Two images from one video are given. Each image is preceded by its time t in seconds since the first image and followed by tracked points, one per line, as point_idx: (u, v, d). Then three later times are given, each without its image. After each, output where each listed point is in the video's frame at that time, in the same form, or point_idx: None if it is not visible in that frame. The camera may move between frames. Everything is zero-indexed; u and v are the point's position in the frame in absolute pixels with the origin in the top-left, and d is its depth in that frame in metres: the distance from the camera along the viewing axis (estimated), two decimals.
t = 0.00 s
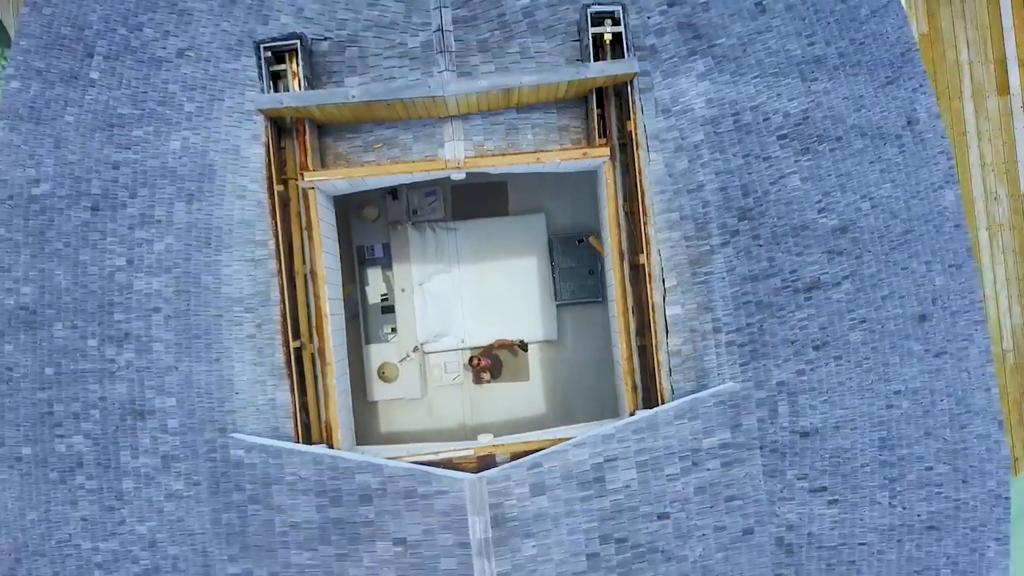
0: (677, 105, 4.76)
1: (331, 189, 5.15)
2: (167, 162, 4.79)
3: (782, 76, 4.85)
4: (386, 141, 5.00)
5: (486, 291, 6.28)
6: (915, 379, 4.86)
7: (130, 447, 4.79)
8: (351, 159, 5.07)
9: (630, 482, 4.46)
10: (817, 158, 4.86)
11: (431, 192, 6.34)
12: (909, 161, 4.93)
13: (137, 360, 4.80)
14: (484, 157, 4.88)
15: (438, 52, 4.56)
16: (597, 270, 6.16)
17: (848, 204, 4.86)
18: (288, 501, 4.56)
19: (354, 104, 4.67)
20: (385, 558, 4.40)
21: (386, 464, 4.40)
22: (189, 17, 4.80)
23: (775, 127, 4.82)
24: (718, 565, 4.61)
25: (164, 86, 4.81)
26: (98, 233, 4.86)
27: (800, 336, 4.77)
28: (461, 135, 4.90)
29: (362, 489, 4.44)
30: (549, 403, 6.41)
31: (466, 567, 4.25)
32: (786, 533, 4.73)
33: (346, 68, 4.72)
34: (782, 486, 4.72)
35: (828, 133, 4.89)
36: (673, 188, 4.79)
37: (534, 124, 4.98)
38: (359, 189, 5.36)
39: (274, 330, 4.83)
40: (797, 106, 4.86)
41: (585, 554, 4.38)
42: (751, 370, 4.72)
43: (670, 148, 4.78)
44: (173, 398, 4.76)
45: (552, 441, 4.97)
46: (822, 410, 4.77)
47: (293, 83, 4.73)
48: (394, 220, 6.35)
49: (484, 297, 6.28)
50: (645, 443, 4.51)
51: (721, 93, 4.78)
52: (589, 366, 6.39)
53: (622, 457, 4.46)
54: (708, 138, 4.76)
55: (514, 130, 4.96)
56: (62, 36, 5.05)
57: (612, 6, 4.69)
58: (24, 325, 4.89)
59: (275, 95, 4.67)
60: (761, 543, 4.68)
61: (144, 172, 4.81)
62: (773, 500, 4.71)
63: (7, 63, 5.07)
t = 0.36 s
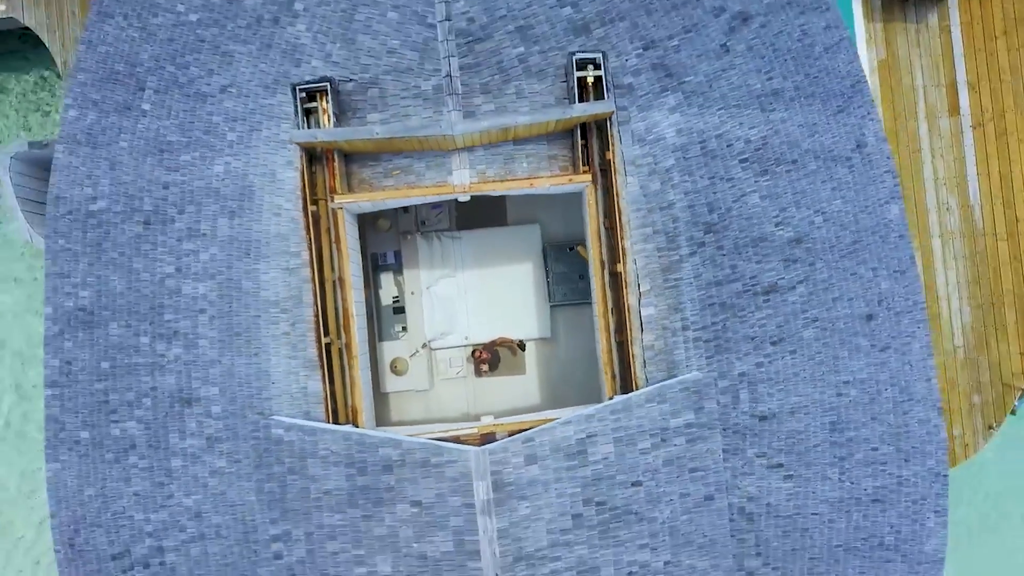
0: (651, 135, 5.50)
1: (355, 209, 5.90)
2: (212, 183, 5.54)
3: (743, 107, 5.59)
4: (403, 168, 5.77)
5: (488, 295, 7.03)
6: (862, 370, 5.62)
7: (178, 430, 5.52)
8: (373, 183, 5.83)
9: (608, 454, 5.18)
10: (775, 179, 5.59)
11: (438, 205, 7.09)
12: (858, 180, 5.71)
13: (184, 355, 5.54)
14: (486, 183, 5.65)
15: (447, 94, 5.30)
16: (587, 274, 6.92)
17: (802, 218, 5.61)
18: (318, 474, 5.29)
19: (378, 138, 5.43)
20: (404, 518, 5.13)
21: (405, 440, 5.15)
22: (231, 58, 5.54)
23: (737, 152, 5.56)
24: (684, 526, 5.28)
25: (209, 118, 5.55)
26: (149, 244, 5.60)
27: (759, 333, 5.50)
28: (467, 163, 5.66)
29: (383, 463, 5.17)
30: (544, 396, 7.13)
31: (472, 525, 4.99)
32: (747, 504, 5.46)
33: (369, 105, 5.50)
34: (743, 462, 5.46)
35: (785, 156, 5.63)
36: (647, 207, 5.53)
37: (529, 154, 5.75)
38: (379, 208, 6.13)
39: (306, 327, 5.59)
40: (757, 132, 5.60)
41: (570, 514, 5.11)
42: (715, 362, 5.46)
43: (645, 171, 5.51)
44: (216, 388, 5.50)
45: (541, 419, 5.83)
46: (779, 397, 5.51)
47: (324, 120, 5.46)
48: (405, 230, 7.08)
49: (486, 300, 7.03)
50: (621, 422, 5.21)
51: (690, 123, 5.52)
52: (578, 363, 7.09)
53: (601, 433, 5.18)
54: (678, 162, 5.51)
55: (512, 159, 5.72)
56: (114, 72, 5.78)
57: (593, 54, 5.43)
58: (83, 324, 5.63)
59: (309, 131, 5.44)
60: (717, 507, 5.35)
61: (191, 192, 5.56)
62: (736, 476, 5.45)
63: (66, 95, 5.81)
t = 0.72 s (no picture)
0: (632, 156, 6.19)
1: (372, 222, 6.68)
2: (243, 198, 6.23)
3: (716, 130, 6.26)
4: (414, 187, 6.51)
5: (489, 298, 7.75)
6: (824, 363, 6.30)
7: (212, 418, 6.19)
8: (387, 199, 6.58)
9: (593, 437, 5.85)
10: (745, 193, 6.26)
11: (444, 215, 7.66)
12: (820, 194, 6.37)
13: (217, 351, 6.21)
14: (487, 201, 6.41)
15: (452, 123, 5.98)
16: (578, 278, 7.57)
17: (769, 229, 6.27)
18: (337, 455, 5.96)
19: (394, 162, 6.19)
20: (416, 491, 5.80)
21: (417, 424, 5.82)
22: (259, 87, 6.22)
23: (710, 170, 6.23)
24: (660, 500, 5.96)
25: (240, 140, 6.24)
26: (186, 252, 6.26)
27: (731, 332, 6.17)
28: (470, 184, 6.40)
29: (397, 445, 5.84)
30: (540, 390, 7.78)
31: (475, 497, 5.66)
32: (719, 483, 6.13)
33: (384, 132, 6.21)
34: (716, 446, 6.12)
35: (754, 173, 6.29)
36: (629, 220, 6.23)
37: (525, 174, 6.48)
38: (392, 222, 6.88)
39: (328, 326, 6.33)
40: (729, 152, 6.27)
41: (561, 488, 5.78)
42: (690, 357, 6.13)
43: (626, 188, 6.22)
44: (246, 381, 6.16)
45: (534, 405, 6.65)
46: (748, 388, 6.17)
47: (344, 145, 6.21)
48: (412, 237, 7.65)
49: (487, 303, 7.76)
50: (604, 408, 5.89)
51: (668, 145, 6.19)
52: (571, 359, 7.75)
53: (587, 417, 5.85)
54: (657, 180, 6.19)
55: (509, 179, 6.46)
56: (151, 97, 6.44)
57: (580, 87, 6.13)
58: (124, 324, 6.30)
59: (326, 155, 6.21)
60: (690, 483, 6.03)
61: (224, 206, 6.24)
62: (709, 458, 6.11)
63: (109, 117, 6.47)
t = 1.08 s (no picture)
0: (615, 175, 6.95)
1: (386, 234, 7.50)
2: (269, 212, 6.98)
3: (691, 151, 7.00)
4: (423, 203, 7.30)
5: (488, 300, 8.54)
6: (790, 359, 7.05)
7: (242, 408, 6.93)
8: (399, 214, 7.37)
9: (580, 423, 6.60)
10: (718, 207, 7.00)
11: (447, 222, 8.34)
12: (787, 206, 7.12)
13: (247, 348, 6.95)
14: (488, 216, 7.23)
15: (457, 147, 6.76)
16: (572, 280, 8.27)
17: (740, 238, 7.01)
18: (355, 438, 6.70)
19: (406, 182, 6.95)
20: (427, 469, 6.53)
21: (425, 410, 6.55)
22: (285, 112, 7.01)
23: (687, 186, 6.96)
24: (640, 477, 6.70)
25: (268, 160, 7.00)
26: (218, 260, 6.99)
27: (705, 331, 6.91)
28: (473, 201, 7.23)
29: (409, 430, 6.56)
30: (537, 383, 8.50)
31: (477, 474, 6.40)
32: (695, 465, 6.87)
33: (397, 155, 6.93)
34: (691, 432, 6.87)
35: (726, 189, 7.03)
36: (613, 232, 6.98)
37: (521, 192, 7.28)
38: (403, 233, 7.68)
39: (348, 326, 7.06)
40: (703, 169, 7.00)
41: (552, 466, 6.52)
42: (668, 352, 6.87)
43: (611, 204, 6.97)
44: (272, 374, 6.91)
45: (529, 395, 7.50)
46: (721, 380, 6.92)
47: (361, 167, 6.94)
48: (418, 244, 8.41)
49: (487, 304, 8.55)
50: (589, 396, 6.63)
51: (648, 164, 6.93)
52: (565, 355, 8.50)
53: (574, 404, 6.60)
54: (638, 196, 6.94)
55: (507, 196, 7.26)
56: (185, 120, 7.18)
57: (568, 115, 6.88)
58: (161, 324, 7.05)
59: (348, 177, 6.95)
60: (666, 462, 6.77)
61: (252, 218, 6.98)
62: (685, 443, 6.86)
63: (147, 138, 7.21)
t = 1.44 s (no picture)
0: (602, 190, 7.71)
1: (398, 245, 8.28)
2: (291, 223, 7.75)
3: (671, 167, 7.75)
4: (431, 217, 8.10)
5: (488, 303, 9.28)
6: (763, 356, 7.80)
7: (266, 400, 7.67)
8: (409, 226, 8.15)
9: (570, 411, 7.26)
10: (696, 218, 7.74)
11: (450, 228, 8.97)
12: (760, 217, 7.86)
13: (270, 346, 7.70)
14: (488, 227, 8.01)
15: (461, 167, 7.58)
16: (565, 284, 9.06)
17: (716, 246, 7.75)
18: (370, 425, 7.43)
19: (416, 198, 7.75)
20: (434, 452, 7.26)
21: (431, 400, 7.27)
22: (305, 134, 7.79)
23: (667, 200, 7.71)
24: (624, 460, 7.32)
25: (290, 176, 7.79)
26: (244, 266, 7.74)
27: (684, 330, 7.66)
28: (475, 214, 8.01)
29: (419, 418, 7.27)
30: (533, 377, 9.28)
31: (480, 457, 7.15)
32: (675, 451, 7.67)
33: (406, 172, 7.74)
34: (671, 421, 7.66)
35: (704, 202, 7.77)
36: (600, 241, 7.74)
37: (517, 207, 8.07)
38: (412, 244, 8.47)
39: (363, 325, 7.85)
40: (682, 185, 7.75)
41: (545, 450, 7.21)
42: (650, 349, 7.62)
43: (598, 215, 7.73)
44: (294, 368, 7.66)
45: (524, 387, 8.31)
46: (698, 375, 7.67)
47: (375, 184, 7.75)
48: (423, 250, 9.04)
49: (487, 305, 9.29)
50: (579, 387, 7.27)
51: (632, 180, 7.70)
52: (559, 351, 9.22)
53: (565, 395, 7.24)
54: (623, 209, 7.70)
55: (504, 210, 8.04)
56: (213, 139, 7.85)
57: (560, 138, 7.67)
58: (191, 324, 7.72)
59: (363, 193, 7.76)
60: (646, 447, 7.35)
61: (276, 229, 7.75)
62: (666, 431, 7.66)
63: (177, 154, 7.85)
